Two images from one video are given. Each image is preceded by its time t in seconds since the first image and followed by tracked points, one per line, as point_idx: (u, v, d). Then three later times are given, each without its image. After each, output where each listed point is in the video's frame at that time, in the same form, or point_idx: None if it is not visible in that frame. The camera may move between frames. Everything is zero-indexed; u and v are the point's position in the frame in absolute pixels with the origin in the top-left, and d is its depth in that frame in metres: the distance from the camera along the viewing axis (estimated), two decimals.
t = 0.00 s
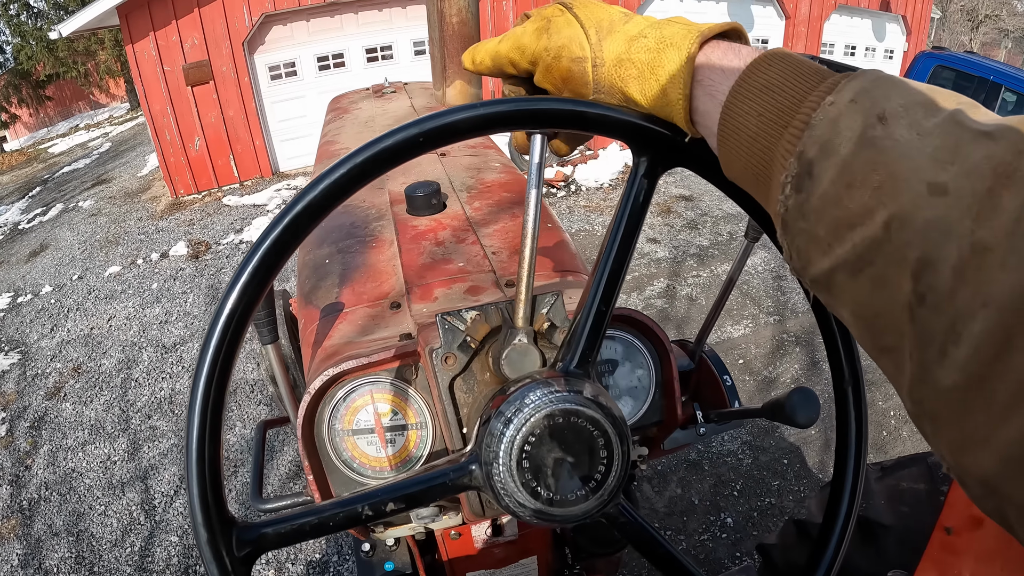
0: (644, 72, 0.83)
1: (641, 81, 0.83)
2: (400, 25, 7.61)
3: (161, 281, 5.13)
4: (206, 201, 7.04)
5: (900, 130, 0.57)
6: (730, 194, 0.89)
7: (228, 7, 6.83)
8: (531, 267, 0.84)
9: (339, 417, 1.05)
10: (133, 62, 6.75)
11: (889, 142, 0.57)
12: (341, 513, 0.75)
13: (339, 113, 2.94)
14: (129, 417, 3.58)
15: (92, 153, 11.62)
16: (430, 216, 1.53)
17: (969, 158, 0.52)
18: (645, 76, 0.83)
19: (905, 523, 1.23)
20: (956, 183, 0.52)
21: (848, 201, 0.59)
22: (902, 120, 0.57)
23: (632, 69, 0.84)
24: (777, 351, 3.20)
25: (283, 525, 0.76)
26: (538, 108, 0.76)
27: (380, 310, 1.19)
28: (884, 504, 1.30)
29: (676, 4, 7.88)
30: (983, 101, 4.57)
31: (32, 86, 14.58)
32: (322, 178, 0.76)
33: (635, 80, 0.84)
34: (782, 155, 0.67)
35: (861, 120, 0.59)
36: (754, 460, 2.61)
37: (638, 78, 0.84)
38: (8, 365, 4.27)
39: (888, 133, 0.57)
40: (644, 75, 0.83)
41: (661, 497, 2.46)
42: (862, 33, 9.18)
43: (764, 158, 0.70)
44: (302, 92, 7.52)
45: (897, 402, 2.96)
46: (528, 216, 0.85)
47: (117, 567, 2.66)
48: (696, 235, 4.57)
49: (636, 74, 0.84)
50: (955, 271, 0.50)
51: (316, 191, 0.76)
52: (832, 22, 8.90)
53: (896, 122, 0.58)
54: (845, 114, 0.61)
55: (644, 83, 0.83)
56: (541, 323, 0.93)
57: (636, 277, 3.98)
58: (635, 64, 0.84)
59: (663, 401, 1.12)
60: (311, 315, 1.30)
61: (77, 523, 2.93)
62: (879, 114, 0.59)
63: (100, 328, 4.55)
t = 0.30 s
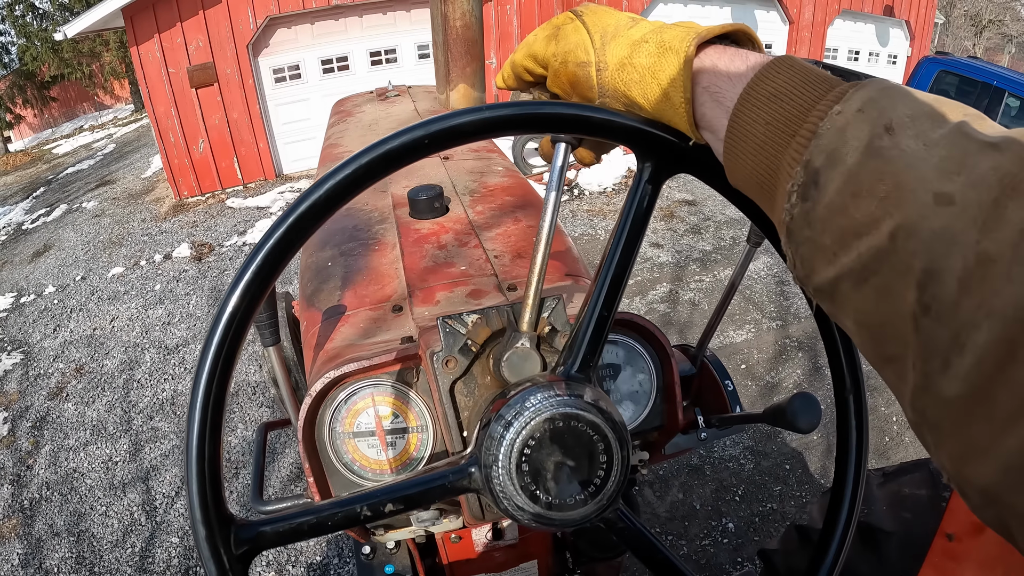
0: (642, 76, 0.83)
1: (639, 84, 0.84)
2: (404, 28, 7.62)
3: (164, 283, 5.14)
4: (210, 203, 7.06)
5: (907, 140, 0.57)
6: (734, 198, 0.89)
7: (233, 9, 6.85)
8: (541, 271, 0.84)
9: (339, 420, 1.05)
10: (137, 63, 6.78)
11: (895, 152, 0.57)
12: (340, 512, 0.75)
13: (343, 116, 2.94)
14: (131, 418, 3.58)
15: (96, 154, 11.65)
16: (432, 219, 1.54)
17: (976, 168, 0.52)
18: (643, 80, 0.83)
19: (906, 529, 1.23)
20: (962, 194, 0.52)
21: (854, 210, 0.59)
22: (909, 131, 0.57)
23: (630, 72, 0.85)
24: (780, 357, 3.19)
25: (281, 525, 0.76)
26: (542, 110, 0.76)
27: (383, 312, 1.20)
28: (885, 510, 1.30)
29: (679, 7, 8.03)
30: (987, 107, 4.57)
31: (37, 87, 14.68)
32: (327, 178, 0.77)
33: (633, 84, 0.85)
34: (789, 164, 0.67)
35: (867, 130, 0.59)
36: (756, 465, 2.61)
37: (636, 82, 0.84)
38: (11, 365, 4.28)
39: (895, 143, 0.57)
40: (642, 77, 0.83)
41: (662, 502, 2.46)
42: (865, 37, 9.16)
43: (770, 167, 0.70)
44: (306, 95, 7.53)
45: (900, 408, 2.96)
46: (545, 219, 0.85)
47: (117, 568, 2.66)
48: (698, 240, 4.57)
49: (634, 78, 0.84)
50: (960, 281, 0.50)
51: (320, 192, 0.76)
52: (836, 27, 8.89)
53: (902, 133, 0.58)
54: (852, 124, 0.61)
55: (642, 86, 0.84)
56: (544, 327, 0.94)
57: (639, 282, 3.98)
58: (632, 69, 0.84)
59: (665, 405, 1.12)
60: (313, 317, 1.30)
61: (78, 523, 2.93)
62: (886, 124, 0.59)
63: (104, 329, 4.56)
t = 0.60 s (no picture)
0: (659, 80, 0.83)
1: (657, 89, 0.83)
2: (407, 32, 7.63)
3: (167, 284, 5.15)
4: (213, 205, 7.08)
5: (921, 140, 0.57)
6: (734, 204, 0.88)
7: (237, 12, 6.87)
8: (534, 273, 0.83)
9: (339, 424, 1.05)
10: (142, 65, 6.81)
11: (909, 151, 0.57)
12: (336, 515, 0.75)
13: (346, 119, 2.95)
14: (133, 419, 3.58)
15: (100, 156, 11.70)
16: (434, 223, 1.53)
17: (991, 165, 0.53)
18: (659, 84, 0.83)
19: (910, 536, 1.22)
20: (979, 189, 0.52)
21: (869, 208, 0.59)
22: (922, 130, 0.58)
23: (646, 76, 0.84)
24: (783, 362, 3.18)
25: (275, 526, 0.76)
26: (544, 113, 0.76)
27: (384, 317, 1.19)
28: (889, 517, 1.29)
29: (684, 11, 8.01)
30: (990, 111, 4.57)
31: (41, 89, 14.78)
32: (327, 180, 0.77)
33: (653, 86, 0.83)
34: (802, 167, 0.67)
35: (880, 129, 0.60)
36: (759, 471, 2.60)
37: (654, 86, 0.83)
38: (14, 365, 4.29)
39: (909, 142, 0.58)
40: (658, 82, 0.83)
41: (664, 507, 2.45)
42: (869, 42, 9.16)
43: (778, 175, 0.70)
44: (310, 98, 7.55)
45: (903, 413, 2.94)
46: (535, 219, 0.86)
47: (118, 569, 2.65)
48: (701, 244, 4.56)
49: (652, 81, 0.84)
50: (980, 275, 0.51)
51: (319, 194, 0.76)
52: (839, 31, 8.89)
53: (915, 132, 0.58)
54: (866, 123, 0.61)
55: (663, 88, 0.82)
56: (543, 332, 0.93)
57: (642, 286, 3.97)
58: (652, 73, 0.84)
59: (666, 411, 1.12)
60: (314, 321, 1.30)
61: (79, 524, 2.93)
62: (899, 123, 0.59)
63: (106, 330, 4.57)
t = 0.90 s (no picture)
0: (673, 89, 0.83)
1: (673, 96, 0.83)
2: (411, 36, 7.66)
3: (170, 287, 5.16)
4: (217, 208, 7.10)
5: (906, 123, 0.59)
6: (734, 212, 0.88)
7: (241, 16, 6.90)
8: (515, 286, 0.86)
9: (339, 429, 1.06)
10: (146, 69, 6.84)
11: (894, 135, 0.59)
12: (336, 521, 0.75)
13: (349, 124, 2.96)
14: (135, 422, 3.58)
15: (103, 158, 11.75)
16: (436, 228, 1.54)
17: (976, 142, 0.54)
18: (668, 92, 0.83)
19: (910, 542, 1.22)
20: (965, 167, 0.54)
21: (861, 195, 0.60)
22: (907, 114, 0.60)
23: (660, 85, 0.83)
24: (785, 367, 3.19)
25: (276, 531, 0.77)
26: (544, 124, 0.76)
27: (385, 321, 1.20)
28: (888, 522, 1.29)
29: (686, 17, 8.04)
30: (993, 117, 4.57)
31: (45, 91, 14.90)
32: (326, 191, 0.77)
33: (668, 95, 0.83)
34: (793, 159, 0.68)
35: (866, 115, 0.61)
36: (760, 476, 2.60)
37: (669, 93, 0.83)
38: (16, 367, 4.31)
39: (895, 126, 0.59)
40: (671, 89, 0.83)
41: (665, 512, 2.45)
42: (871, 47, 9.16)
43: (770, 176, 0.72)
44: (313, 102, 7.58)
45: (905, 418, 2.95)
46: (507, 230, 0.89)
47: (118, 571, 2.66)
48: (704, 249, 4.57)
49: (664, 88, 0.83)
50: (970, 254, 0.52)
51: (317, 205, 0.77)
52: (843, 36, 8.88)
53: (900, 116, 0.60)
54: (851, 112, 0.63)
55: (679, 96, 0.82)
56: (541, 339, 0.94)
57: (644, 291, 3.98)
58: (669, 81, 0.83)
59: (665, 418, 1.12)
60: (316, 325, 1.31)
61: (80, 526, 2.94)
62: (884, 109, 0.61)
63: (109, 333, 4.58)
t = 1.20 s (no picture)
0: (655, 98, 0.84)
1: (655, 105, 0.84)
2: (415, 42, 7.69)
3: (173, 291, 5.18)
4: (220, 212, 7.13)
5: (897, 123, 0.60)
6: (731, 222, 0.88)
7: (246, 20, 6.93)
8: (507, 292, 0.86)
9: (339, 437, 1.06)
10: (150, 72, 6.87)
11: (885, 136, 0.59)
12: (334, 534, 0.76)
13: (352, 129, 2.97)
14: (137, 425, 3.59)
15: (107, 161, 11.79)
16: (438, 235, 1.54)
17: (968, 143, 0.55)
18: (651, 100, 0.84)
19: (911, 550, 1.22)
20: (957, 168, 0.55)
21: (853, 199, 0.60)
22: (897, 114, 0.60)
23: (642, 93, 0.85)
24: (787, 374, 3.18)
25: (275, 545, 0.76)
26: (539, 135, 0.76)
27: (386, 328, 1.21)
28: (890, 530, 1.29)
29: (689, 22, 7.98)
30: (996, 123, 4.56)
31: (50, 94, 15.01)
32: (319, 206, 0.77)
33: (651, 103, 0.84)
34: (782, 162, 0.68)
35: (857, 117, 0.62)
36: (762, 483, 2.60)
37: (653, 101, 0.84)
38: (19, 369, 4.33)
39: (885, 127, 0.60)
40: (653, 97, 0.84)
41: (667, 519, 2.44)
42: (874, 52, 9.18)
43: (759, 178, 0.73)
44: (317, 107, 7.60)
45: (908, 425, 2.94)
46: (498, 241, 0.89)
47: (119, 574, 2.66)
48: (706, 255, 4.58)
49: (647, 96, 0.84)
50: (963, 255, 0.53)
51: (309, 221, 0.77)
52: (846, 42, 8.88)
53: (891, 117, 0.60)
54: (840, 114, 0.63)
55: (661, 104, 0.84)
56: (540, 349, 0.93)
57: (647, 297, 3.98)
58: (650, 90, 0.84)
59: (664, 427, 1.12)
60: (317, 331, 1.31)
61: (81, 528, 2.94)
62: (874, 109, 0.61)
63: (111, 335, 4.59)
